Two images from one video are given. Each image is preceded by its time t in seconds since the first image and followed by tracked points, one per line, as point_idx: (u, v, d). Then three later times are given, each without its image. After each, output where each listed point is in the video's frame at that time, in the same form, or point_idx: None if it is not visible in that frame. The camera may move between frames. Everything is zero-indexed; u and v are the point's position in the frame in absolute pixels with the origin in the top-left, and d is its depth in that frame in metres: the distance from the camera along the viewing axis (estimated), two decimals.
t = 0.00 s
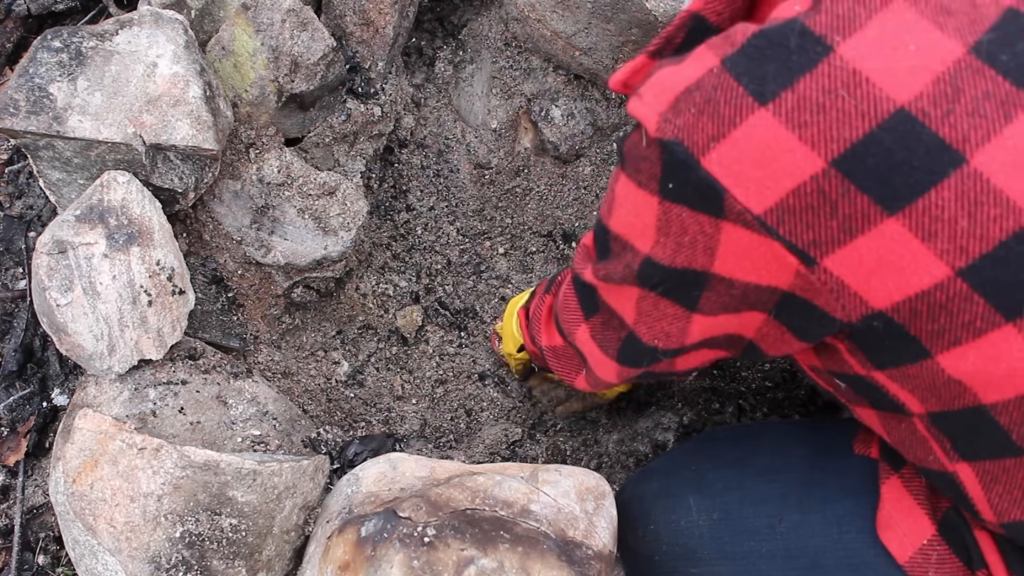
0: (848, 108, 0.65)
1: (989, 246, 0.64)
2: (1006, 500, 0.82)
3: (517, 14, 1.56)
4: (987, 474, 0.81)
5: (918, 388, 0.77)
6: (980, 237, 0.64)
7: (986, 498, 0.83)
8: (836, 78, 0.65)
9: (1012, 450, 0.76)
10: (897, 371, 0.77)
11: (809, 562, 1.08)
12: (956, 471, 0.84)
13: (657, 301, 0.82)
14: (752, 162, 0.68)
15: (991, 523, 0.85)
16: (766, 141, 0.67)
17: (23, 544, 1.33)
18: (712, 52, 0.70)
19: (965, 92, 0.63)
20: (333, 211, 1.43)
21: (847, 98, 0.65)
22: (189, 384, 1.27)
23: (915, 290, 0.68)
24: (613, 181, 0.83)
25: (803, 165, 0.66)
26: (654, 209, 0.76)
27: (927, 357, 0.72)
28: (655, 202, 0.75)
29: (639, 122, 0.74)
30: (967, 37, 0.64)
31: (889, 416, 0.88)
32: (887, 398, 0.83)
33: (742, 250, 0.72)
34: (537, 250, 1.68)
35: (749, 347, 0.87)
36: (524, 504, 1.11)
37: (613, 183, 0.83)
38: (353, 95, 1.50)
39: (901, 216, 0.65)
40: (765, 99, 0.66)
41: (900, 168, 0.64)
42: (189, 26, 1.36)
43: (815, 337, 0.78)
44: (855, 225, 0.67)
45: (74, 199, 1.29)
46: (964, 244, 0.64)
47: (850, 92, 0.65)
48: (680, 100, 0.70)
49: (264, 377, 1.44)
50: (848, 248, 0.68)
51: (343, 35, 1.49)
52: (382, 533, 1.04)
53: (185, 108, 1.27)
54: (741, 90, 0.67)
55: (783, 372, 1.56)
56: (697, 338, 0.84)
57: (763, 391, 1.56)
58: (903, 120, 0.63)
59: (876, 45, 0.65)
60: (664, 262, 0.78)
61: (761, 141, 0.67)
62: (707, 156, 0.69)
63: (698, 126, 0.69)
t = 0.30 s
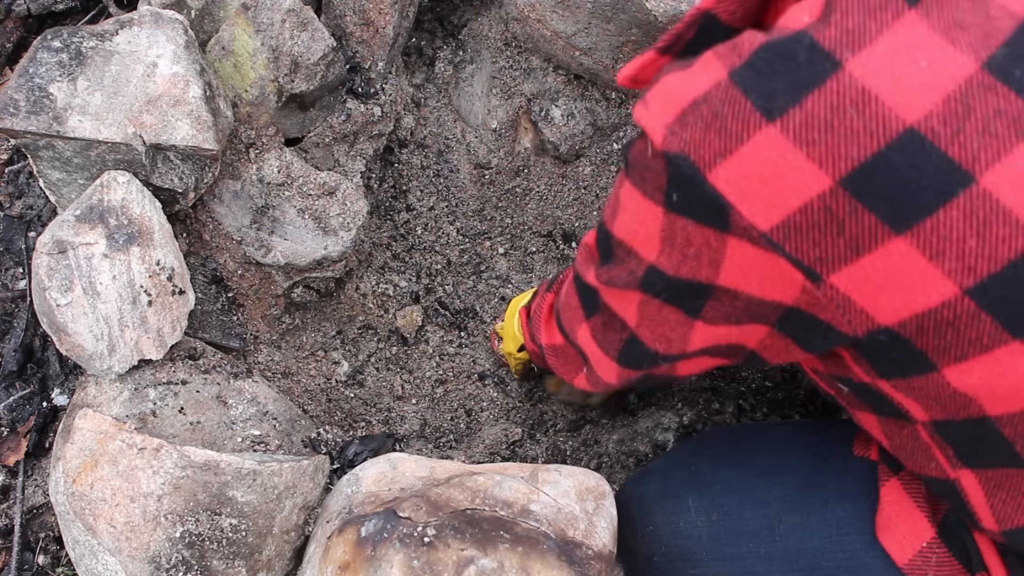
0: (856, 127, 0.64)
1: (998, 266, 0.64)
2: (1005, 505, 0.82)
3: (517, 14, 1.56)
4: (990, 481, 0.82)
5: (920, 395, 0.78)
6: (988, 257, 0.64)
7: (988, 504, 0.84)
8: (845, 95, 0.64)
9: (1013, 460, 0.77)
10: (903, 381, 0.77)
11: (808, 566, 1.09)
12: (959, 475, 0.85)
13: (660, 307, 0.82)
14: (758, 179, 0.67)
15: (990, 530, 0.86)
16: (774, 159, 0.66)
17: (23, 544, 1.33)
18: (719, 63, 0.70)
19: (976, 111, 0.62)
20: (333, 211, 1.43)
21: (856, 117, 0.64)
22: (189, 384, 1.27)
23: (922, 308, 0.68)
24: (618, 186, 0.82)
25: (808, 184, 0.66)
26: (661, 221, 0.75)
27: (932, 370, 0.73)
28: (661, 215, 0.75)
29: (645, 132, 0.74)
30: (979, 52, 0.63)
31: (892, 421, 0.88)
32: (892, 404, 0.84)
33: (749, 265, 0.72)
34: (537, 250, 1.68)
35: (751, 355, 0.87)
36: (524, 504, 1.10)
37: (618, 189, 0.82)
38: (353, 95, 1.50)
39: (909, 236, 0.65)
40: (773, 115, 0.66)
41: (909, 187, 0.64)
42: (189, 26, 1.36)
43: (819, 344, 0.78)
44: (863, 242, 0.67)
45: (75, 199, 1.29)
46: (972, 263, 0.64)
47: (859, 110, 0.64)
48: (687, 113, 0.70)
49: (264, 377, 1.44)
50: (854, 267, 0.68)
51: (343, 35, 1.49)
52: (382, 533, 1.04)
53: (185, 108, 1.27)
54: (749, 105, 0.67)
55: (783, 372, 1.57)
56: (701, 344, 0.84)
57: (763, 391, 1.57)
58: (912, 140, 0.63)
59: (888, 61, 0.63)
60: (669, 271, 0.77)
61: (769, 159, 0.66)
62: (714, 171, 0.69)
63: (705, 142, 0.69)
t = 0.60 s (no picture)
0: (817, 134, 0.64)
1: (963, 260, 0.64)
2: (994, 494, 0.83)
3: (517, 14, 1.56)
4: (977, 471, 0.82)
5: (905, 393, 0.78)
6: (954, 252, 0.64)
7: (977, 493, 0.85)
8: (804, 104, 0.64)
9: (997, 449, 0.78)
10: (883, 379, 0.78)
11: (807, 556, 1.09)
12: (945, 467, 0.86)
13: (650, 336, 0.82)
14: (728, 193, 0.67)
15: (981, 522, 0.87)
16: (740, 171, 0.66)
17: (23, 544, 1.33)
18: (678, 83, 0.68)
19: (931, 110, 0.62)
20: (333, 211, 1.43)
21: (815, 127, 0.64)
22: (189, 384, 1.27)
23: (894, 305, 0.68)
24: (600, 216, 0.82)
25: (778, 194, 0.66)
26: (640, 243, 0.75)
27: (911, 363, 0.74)
28: (640, 237, 0.74)
29: (614, 160, 0.73)
30: (930, 54, 0.63)
31: (880, 416, 0.89)
32: (879, 401, 0.84)
33: (725, 274, 0.72)
34: (537, 250, 1.68)
35: (751, 365, 0.88)
36: (524, 505, 1.11)
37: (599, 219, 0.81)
38: (353, 95, 1.50)
39: (876, 236, 0.65)
40: (735, 129, 0.65)
41: (872, 190, 0.64)
42: (188, 26, 1.36)
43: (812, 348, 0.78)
44: (833, 244, 0.67)
45: (75, 199, 1.29)
46: (939, 258, 0.65)
47: (819, 118, 0.63)
48: (653, 134, 0.69)
49: (264, 377, 1.44)
50: (826, 271, 0.68)
51: (343, 35, 1.49)
52: (382, 533, 1.04)
53: (185, 108, 1.27)
54: (711, 121, 0.66)
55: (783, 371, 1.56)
56: (698, 360, 0.84)
57: (763, 391, 1.56)
58: (874, 143, 0.63)
59: (842, 70, 0.63)
60: (651, 296, 0.77)
61: (735, 172, 0.66)
62: (685, 189, 0.68)
63: (673, 160, 0.68)
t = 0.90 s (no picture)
0: (840, 138, 0.63)
1: (987, 261, 0.64)
2: (1004, 481, 0.83)
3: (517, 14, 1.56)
4: (992, 455, 0.82)
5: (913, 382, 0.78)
6: (977, 253, 0.64)
7: (991, 479, 0.85)
8: (825, 107, 0.63)
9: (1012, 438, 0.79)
10: (899, 374, 0.77)
11: (806, 549, 1.08)
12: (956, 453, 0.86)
13: (664, 327, 0.80)
14: (750, 197, 0.66)
15: (990, 509, 0.87)
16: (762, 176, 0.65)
17: (23, 544, 1.33)
18: (699, 83, 0.68)
19: (954, 110, 0.62)
20: (333, 211, 1.43)
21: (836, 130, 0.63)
22: (189, 384, 1.27)
23: (916, 307, 0.68)
24: (617, 210, 0.80)
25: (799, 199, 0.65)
26: (658, 241, 0.73)
27: (928, 359, 0.73)
28: (658, 235, 0.73)
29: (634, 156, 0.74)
30: (953, 51, 0.62)
31: (893, 400, 0.89)
32: (890, 389, 0.84)
33: (747, 278, 0.70)
34: (538, 251, 1.67)
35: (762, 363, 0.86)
36: (524, 504, 1.10)
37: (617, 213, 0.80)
38: (353, 95, 1.50)
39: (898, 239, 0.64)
40: (757, 133, 0.65)
41: (894, 194, 0.63)
42: (189, 26, 1.36)
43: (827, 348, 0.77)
44: (856, 248, 0.66)
45: (74, 199, 1.29)
46: (961, 260, 0.64)
47: (841, 121, 0.63)
48: (673, 134, 0.69)
49: (264, 377, 1.44)
50: (850, 273, 0.67)
51: (343, 35, 1.49)
52: (382, 533, 1.04)
53: (185, 108, 1.27)
54: (732, 124, 0.66)
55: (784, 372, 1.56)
56: (707, 359, 0.83)
57: (763, 391, 1.56)
58: (896, 147, 0.62)
59: (865, 69, 0.62)
60: (668, 292, 0.76)
61: (757, 176, 0.65)
62: (706, 192, 0.68)
63: (694, 163, 0.68)
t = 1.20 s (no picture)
0: (802, 160, 0.67)
1: (960, 266, 0.66)
2: (996, 478, 0.85)
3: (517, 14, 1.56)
4: (981, 451, 0.84)
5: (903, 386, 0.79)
6: (949, 260, 0.66)
7: (978, 476, 0.87)
8: (785, 132, 0.67)
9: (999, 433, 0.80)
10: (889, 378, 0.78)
11: (801, 542, 1.08)
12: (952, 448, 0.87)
13: (661, 363, 0.85)
14: (723, 228, 0.70)
15: (978, 505, 0.89)
16: (732, 206, 0.69)
17: (23, 544, 1.33)
18: (660, 121, 0.73)
19: (910, 123, 0.65)
20: (333, 211, 1.43)
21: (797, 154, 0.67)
22: (189, 384, 1.27)
23: (897, 319, 0.69)
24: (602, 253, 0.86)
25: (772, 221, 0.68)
26: (642, 278, 0.78)
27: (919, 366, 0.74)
28: (641, 273, 0.78)
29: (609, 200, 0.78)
30: (905, 65, 0.65)
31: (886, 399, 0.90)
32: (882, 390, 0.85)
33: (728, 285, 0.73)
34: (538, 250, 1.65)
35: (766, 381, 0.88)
36: (524, 505, 1.11)
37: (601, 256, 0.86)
38: (353, 95, 1.50)
39: (870, 254, 0.67)
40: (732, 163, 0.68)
41: (864, 211, 0.66)
42: (189, 26, 1.36)
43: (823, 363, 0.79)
44: (831, 267, 0.69)
45: (74, 199, 1.29)
46: (935, 268, 0.66)
47: (802, 144, 0.67)
48: (642, 176, 0.73)
49: (264, 377, 1.44)
50: (829, 291, 0.70)
51: (343, 35, 1.49)
52: (382, 533, 1.04)
53: (185, 107, 1.27)
54: (697, 157, 0.70)
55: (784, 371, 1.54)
56: (711, 382, 0.86)
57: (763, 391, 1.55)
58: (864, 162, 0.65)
59: (819, 94, 0.66)
60: (658, 330, 0.81)
61: (728, 208, 0.69)
62: (681, 228, 0.72)
63: (666, 202, 0.72)
